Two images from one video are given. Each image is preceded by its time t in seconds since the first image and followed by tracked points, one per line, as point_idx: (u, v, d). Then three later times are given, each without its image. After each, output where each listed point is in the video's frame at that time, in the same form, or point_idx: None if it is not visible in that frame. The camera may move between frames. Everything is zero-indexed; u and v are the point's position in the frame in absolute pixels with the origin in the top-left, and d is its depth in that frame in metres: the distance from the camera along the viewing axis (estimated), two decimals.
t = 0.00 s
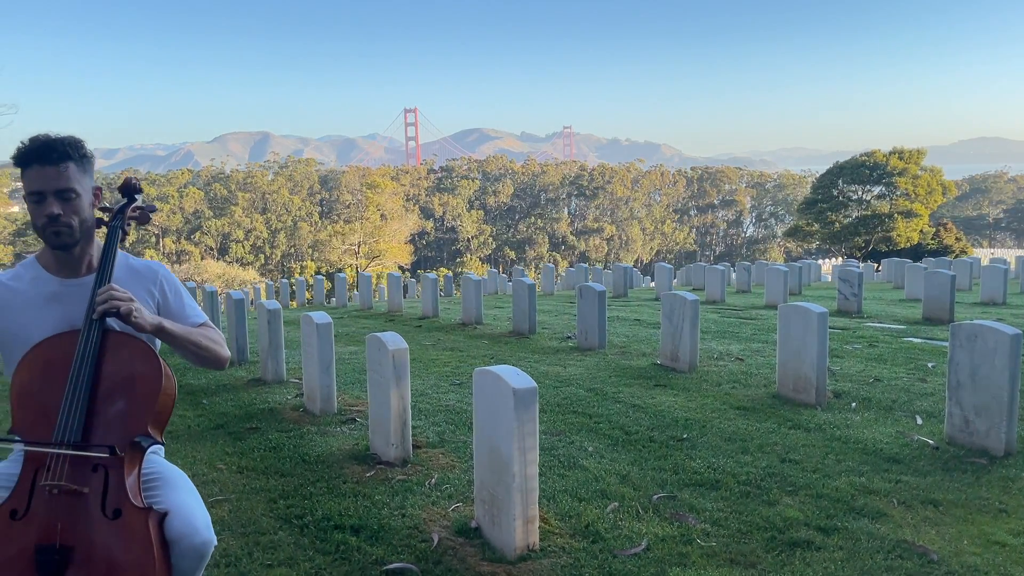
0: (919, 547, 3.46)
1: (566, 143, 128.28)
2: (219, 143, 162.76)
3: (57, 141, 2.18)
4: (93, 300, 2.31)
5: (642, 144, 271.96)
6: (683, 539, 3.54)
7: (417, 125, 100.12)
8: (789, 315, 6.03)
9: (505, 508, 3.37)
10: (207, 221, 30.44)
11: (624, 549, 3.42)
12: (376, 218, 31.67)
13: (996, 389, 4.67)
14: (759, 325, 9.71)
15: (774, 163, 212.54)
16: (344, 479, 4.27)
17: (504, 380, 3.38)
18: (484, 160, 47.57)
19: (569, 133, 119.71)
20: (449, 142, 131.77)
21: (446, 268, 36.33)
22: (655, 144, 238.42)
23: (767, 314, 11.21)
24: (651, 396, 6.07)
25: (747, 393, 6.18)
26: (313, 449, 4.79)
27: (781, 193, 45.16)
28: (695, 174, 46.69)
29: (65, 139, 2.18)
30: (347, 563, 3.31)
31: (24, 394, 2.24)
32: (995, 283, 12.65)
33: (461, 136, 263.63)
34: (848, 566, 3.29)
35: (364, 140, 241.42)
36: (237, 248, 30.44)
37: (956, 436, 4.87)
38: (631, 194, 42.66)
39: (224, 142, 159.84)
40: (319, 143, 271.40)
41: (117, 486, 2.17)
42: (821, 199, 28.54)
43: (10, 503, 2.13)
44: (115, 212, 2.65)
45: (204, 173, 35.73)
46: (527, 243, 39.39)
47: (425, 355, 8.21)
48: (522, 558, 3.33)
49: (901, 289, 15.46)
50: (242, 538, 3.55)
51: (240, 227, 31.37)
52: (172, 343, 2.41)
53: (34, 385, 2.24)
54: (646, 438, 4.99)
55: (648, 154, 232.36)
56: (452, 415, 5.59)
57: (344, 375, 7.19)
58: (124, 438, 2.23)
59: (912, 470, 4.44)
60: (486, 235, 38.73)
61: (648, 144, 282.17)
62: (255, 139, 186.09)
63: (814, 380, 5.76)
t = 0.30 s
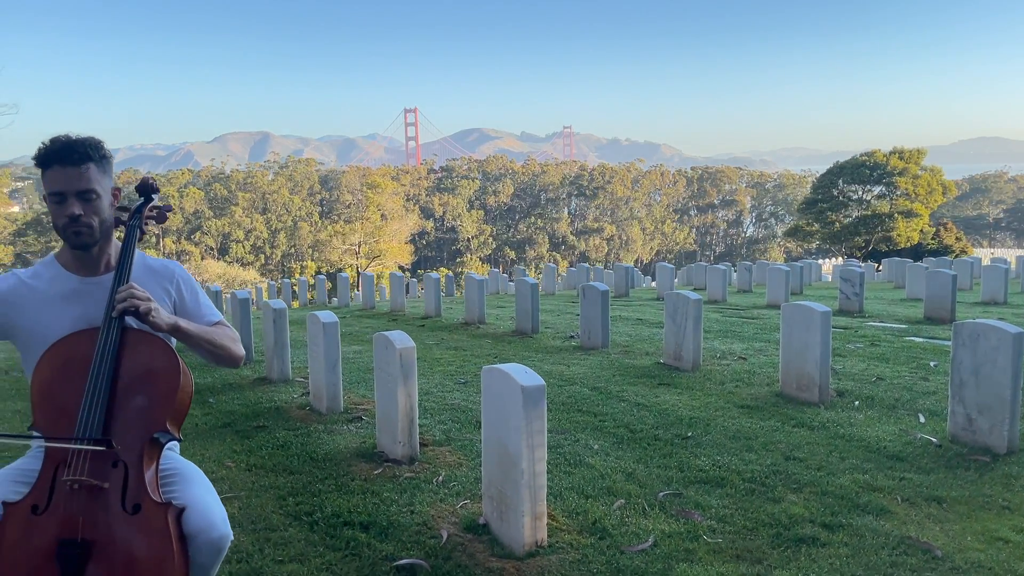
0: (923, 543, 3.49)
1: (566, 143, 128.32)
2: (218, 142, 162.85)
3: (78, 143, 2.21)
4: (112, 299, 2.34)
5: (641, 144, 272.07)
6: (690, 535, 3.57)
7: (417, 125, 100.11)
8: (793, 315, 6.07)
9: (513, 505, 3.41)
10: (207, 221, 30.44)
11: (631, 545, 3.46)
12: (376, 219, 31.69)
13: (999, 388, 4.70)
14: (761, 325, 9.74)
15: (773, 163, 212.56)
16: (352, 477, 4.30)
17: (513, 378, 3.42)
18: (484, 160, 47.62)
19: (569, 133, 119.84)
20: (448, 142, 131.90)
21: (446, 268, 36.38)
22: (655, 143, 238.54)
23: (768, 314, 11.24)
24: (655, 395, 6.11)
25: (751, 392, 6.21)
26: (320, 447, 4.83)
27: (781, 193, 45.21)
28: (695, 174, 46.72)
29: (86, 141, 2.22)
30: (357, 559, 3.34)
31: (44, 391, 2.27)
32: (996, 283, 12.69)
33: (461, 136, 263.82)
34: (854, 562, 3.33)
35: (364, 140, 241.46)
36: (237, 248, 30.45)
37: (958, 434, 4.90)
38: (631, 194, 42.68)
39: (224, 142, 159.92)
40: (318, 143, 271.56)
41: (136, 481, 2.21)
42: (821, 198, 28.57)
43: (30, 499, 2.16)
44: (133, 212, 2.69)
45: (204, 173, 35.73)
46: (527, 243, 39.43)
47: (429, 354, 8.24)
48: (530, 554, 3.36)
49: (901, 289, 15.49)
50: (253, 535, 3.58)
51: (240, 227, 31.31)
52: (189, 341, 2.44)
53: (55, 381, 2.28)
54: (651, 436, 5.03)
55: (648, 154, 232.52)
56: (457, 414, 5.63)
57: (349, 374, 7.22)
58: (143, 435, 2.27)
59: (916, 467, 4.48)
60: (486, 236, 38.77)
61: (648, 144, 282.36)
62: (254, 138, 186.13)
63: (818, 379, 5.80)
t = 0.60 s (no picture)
0: (929, 539, 3.53)
1: (565, 143, 128.44)
2: (217, 142, 162.73)
3: (99, 142, 2.24)
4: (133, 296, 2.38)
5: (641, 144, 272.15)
6: (697, 531, 3.61)
7: (417, 125, 100.06)
8: (797, 313, 6.11)
9: (523, 500, 3.45)
10: (207, 221, 30.45)
11: (640, 540, 3.50)
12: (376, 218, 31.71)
13: (1003, 385, 4.73)
14: (763, 324, 9.78)
15: (773, 163, 212.47)
16: (361, 473, 4.34)
17: (522, 375, 3.45)
18: (484, 160, 47.65)
19: (569, 133, 119.95)
20: (447, 142, 132.01)
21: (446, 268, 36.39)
22: (653, 143, 238.42)
23: (770, 312, 11.29)
24: (660, 393, 6.15)
25: (755, 390, 6.25)
26: (329, 445, 4.87)
27: (781, 193, 45.27)
28: (695, 174, 46.77)
29: (106, 139, 2.25)
30: (369, 554, 3.38)
31: (67, 386, 2.31)
32: (997, 282, 12.73)
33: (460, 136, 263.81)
34: (860, 557, 3.37)
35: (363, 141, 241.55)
36: (237, 248, 30.45)
37: (963, 432, 4.94)
38: (631, 194, 42.72)
39: (223, 143, 160.03)
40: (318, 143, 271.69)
41: (158, 475, 2.26)
42: (821, 198, 28.64)
43: (54, 493, 2.20)
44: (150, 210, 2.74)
45: (205, 173, 35.75)
46: (527, 243, 39.47)
47: (433, 353, 8.28)
48: (540, 549, 3.40)
49: (902, 288, 15.54)
50: (265, 531, 3.62)
51: (240, 228, 31.35)
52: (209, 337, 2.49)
53: (76, 378, 2.31)
54: (657, 433, 5.07)
55: (647, 154, 232.51)
56: (464, 412, 5.67)
57: (354, 373, 7.26)
58: (165, 429, 2.31)
59: (920, 464, 4.52)
60: (487, 236, 38.81)
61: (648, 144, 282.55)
62: (253, 139, 186.21)
63: (822, 377, 5.84)
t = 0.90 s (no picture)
0: (937, 536, 3.56)
1: (565, 143, 128.52)
2: (217, 143, 162.83)
3: (122, 143, 2.29)
4: (157, 294, 2.43)
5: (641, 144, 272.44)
6: (707, 528, 3.64)
7: (416, 125, 100.05)
8: (803, 313, 6.14)
9: (534, 498, 3.47)
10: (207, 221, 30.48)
11: (651, 538, 3.52)
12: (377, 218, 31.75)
13: (1009, 385, 4.76)
14: (767, 324, 9.80)
15: (773, 163, 212.43)
16: (372, 472, 4.37)
17: (534, 373, 3.48)
18: (484, 160, 47.69)
19: (569, 134, 120.06)
20: (447, 142, 132.62)
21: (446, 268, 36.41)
22: (653, 144, 238.55)
23: (773, 312, 11.33)
24: (666, 392, 6.18)
25: (761, 389, 6.28)
26: (338, 443, 4.89)
27: (782, 193, 45.29)
28: (696, 174, 46.78)
29: (128, 140, 2.29)
30: (382, 551, 3.41)
31: (90, 384, 2.33)
32: (1000, 282, 12.73)
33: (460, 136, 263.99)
34: (868, 554, 3.40)
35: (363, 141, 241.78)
36: (237, 249, 30.48)
37: (968, 430, 4.97)
38: (631, 194, 42.75)
39: (224, 142, 160.41)
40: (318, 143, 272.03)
41: (180, 471, 2.30)
42: (821, 198, 28.67)
43: (78, 489, 2.24)
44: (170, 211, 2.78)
45: (205, 173, 35.78)
46: (527, 243, 39.52)
47: (438, 352, 8.31)
48: (552, 546, 3.43)
49: (904, 288, 15.56)
50: (278, 528, 3.65)
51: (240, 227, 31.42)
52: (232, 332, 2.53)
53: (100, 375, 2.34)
54: (664, 432, 5.11)
55: (648, 154, 232.50)
56: (472, 410, 5.70)
57: (360, 372, 7.29)
58: (186, 426, 2.35)
59: (926, 462, 4.55)
60: (487, 236, 38.81)
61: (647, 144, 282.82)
62: (253, 139, 186.36)
63: (827, 376, 5.87)
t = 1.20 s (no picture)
0: (945, 535, 3.58)
1: (565, 143, 128.59)
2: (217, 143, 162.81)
3: (140, 146, 2.39)
4: (175, 294, 2.49)
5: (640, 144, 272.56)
6: (716, 528, 3.66)
7: (417, 125, 99.95)
8: (808, 313, 6.15)
9: (544, 497, 3.49)
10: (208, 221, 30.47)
11: (660, 537, 3.54)
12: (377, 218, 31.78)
13: (1015, 384, 4.77)
14: (770, 324, 9.82)
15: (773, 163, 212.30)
16: (380, 471, 4.39)
17: (544, 372, 3.50)
18: (484, 160, 47.71)
19: (569, 134, 120.15)
20: (446, 141, 132.83)
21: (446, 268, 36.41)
22: (652, 144, 238.77)
23: (775, 312, 11.34)
24: (672, 392, 6.20)
25: (766, 389, 6.30)
26: (346, 443, 4.91)
27: (781, 193, 45.32)
28: (696, 174, 46.81)
29: (145, 143, 2.39)
30: (393, 550, 3.44)
31: (111, 384, 2.38)
32: (1002, 282, 12.75)
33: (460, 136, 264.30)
34: (877, 553, 3.42)
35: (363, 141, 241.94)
36: (237, 249, 30.46)
37: (974, 430, 4.99)
38: (631, 194, 42.77)
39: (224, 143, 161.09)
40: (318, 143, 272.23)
41: (199, 471, 2.33)
42: (822, 198, 28.70)
43: (99, 488, 2.27)
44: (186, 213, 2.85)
45: (205, 173, 35.78)
46: (527, 243, 39.53)
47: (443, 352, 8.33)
48: (562, 545, 3.45)
49: (905, 288, 15.57)
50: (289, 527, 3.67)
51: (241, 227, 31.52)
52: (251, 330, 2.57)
53: (121, 375, 2.39)
54: (671, 432, 5.13)
55: (648, 154, 232.14)
56: (479, 410, 5.72)
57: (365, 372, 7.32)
58: (206, 426, 2.39)
59: (932, 462, 4.57)
60: (487, 235, 38.79)
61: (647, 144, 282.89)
62: (253, 139, 186.62)
63: (832, 376, 5.89)
